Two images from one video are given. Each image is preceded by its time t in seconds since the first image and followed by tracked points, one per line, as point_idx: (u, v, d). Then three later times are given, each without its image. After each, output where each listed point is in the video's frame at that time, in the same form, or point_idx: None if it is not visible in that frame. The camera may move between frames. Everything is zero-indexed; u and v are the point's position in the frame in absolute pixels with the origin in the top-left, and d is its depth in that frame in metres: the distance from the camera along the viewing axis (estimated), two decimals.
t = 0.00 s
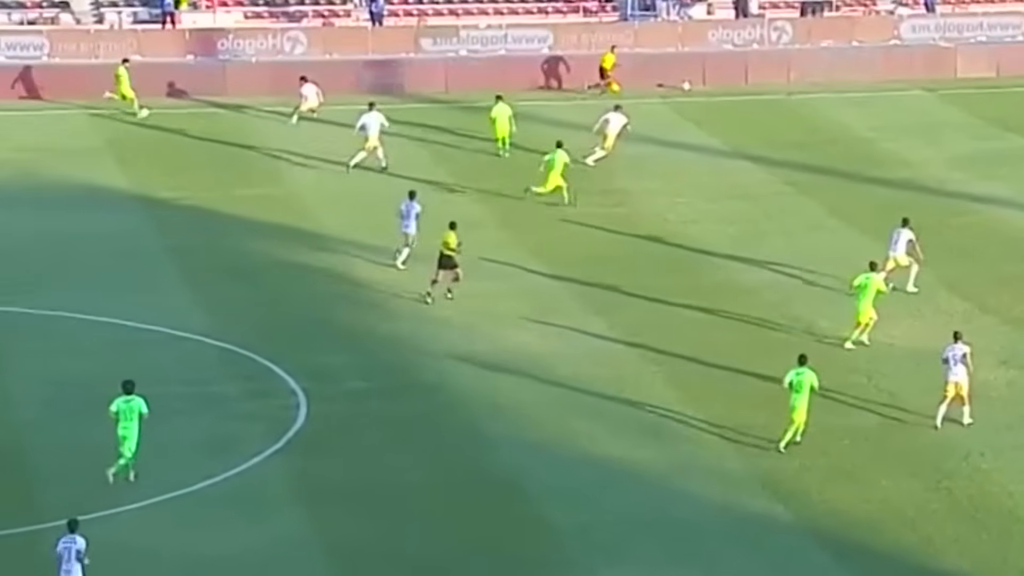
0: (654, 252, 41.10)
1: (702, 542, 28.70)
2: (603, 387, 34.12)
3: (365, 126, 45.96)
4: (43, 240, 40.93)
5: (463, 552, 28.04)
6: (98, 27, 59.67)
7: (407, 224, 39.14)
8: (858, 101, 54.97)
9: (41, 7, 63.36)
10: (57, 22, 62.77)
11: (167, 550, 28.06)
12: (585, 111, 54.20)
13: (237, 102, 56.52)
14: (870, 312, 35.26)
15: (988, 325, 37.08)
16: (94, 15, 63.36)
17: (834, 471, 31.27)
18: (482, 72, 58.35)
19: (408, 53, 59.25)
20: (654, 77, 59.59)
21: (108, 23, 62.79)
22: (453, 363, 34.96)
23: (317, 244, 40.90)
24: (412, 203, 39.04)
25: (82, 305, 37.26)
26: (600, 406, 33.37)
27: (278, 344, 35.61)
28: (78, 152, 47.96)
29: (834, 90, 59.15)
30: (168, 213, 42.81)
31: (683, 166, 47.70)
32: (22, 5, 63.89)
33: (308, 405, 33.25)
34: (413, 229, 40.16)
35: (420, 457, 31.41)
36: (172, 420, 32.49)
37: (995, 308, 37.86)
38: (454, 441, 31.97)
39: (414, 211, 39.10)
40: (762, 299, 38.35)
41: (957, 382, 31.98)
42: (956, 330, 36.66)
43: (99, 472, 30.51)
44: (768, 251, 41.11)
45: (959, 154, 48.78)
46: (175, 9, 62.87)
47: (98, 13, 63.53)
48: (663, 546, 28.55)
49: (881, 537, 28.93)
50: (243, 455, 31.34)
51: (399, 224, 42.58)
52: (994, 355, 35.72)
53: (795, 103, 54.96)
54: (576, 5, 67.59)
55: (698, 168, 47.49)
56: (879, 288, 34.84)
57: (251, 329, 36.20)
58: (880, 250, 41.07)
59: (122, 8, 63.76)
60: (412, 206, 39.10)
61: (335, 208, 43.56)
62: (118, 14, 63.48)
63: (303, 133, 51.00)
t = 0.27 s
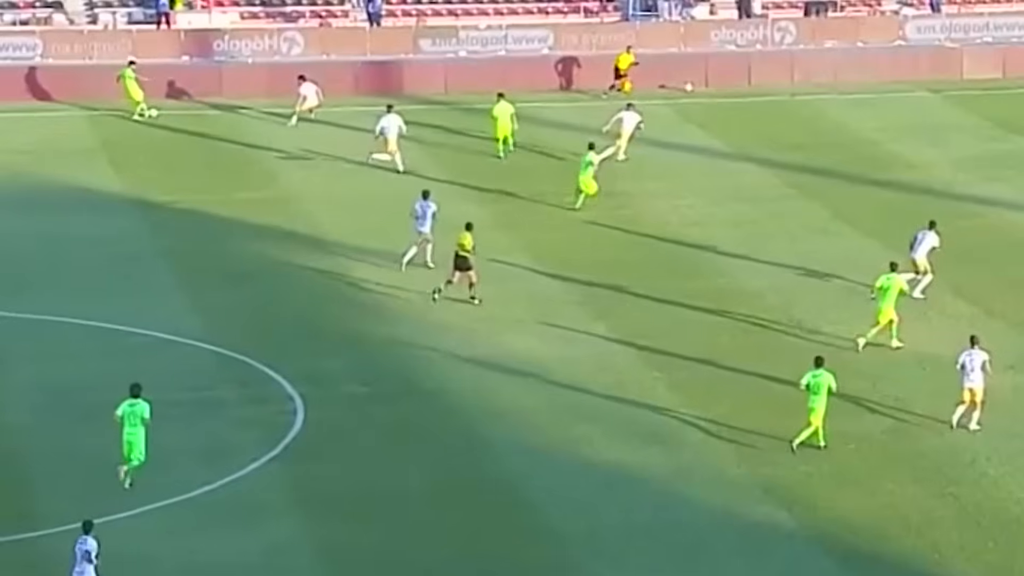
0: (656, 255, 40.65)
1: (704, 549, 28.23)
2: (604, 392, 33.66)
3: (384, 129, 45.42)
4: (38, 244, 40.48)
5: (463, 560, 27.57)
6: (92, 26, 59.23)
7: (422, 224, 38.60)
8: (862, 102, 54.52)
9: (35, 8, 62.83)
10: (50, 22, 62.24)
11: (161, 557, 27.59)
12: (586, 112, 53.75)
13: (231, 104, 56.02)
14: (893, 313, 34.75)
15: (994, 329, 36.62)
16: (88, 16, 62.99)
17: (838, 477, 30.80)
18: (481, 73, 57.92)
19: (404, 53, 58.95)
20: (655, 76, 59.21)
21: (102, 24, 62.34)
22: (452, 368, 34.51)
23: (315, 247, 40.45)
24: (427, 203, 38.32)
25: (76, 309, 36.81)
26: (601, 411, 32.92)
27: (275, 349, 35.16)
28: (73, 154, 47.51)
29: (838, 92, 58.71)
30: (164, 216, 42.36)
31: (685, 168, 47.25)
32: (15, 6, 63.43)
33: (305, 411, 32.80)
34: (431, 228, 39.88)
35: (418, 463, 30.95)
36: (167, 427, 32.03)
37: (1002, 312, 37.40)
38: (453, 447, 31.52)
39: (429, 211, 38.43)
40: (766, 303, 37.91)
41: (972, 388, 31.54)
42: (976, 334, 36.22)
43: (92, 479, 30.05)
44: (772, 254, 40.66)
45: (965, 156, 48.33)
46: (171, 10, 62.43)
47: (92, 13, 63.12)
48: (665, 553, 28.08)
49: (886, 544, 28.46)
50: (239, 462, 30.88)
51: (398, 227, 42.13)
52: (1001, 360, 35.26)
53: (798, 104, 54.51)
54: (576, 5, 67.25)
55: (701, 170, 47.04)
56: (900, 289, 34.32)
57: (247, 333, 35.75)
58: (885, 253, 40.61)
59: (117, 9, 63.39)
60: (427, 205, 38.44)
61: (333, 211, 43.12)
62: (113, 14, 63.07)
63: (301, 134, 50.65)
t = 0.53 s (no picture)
0: (653, 259, 40.30)
1: (703, 556, 27.87)
2: (601, 397, 33.31)
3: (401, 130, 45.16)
4: (29, 247, 40.11)
5: (459, 567, 27.19)
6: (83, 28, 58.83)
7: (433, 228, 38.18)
8: (861, 104, 54.17)
9: (24, 9, 62.33)
10: (40, 24, 61.78)
11: (154, 564, 27.19)
12: (583, 114, 53.40)
13: (223, 105, 55.59)
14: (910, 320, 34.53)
15: (994, 333, 36.27)
16: (78, 17, 62.56)
17: (838, 483, 30.45)
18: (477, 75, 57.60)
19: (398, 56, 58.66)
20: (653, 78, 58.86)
21: (94, 24, 61.97)
22: (448, 373, 34.15)
23: (309, 251, 40.09)
24: (437, 207, 37.91)
25: (67, 314, 36.44)
26: (598, 417, 32.57)
27: (269, 353, 34.80)
28: (65, 157, 47.13)
29: (837, 94, 58.36)
30: (157, 220, 42.00)
31: (683, 171, 46.90)
32: (5, 7, 63.01)
33: (299, 416, 32.43)
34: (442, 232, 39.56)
35: (414, 469, 30.58)
36: (159, 432, 31.67)
37: (1003, 316, 37.06)
38: (449, 453, 31.15)
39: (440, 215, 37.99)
40: (765, 307, 37.55)
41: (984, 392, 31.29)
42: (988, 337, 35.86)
43: (84, 485, 29.66)
44: (771, 258, 40.31)
45: (965, 158, 47.99)
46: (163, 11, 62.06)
47: (82, 15, 62.71)
48: (663, 560, 27.72)
49: (886, 551, 28.11)
50: (232, 467, 30.51)
51: (393, 231, 41.79)
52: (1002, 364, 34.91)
53: (797, 106, 54.17)
54: (574, 6, 66.93)
55: (699, 173, 46.69)
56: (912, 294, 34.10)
57: (241, 338, 35.39)
58: (884, 258, 40.27)
59: (108, 10, 63.00)
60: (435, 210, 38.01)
61: (328, 214, 42.77)
62: (104, 16, 62.67)
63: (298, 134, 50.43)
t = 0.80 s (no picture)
0: (651, 260, 40.04)
1: (700, 559, 27.61)
2: (599, 400, 33.05)
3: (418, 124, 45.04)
4: (22, 249, 39.85)
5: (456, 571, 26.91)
6: (75, 28, 58.51)
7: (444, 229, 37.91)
8: (861, 104, 53.89)
9: (16, 8, 61.94)
10: (32, 23, 61.39)
11: (148, 568, 26.92)
12: (581, 114, 53.11)
13: (218, 105, 55.25)
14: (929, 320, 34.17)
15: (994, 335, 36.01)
16: (70, 16, 62.17)
17: (836, 486, 30.18)
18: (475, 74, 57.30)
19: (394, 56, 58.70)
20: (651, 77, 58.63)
21: (86, 24, 61.62)
22: (444, 375, 33.89)
23: (304, 253, 39.82)
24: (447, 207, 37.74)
25: (60, 316, 36.19)
26: (595, 419, 32.31)
27: (263, 355, 34.55)
28: (59, 158, 46.86)
29: (836, 93, 58.10)
30: (151, 221, 41.73)
31: (681, 171, 46.64)
32: None
33: (294, 419, 32.17)
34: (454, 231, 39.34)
35: (410, 473, 30.31)
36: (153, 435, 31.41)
37: (1003, 317, 36.81)
38: (444, 456, 30.89)
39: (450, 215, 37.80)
40: (763, 308, 37.28)
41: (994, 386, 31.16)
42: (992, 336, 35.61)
43: (78, 488, 29.39)
44: (770, 259, 40.04)
45: (964, 158, 47.73)
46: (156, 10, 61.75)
47: (74, 14, 62.33)
48: (661, 563, 27.45)
49: (886, 554, 27.86)
50: (227, 471, 30.25)
51: (389, 231, 41.52)
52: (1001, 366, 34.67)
53: (795, 106, 53.90)
54: (570, 5, 66.63)
55: (697, 173, 46.42)
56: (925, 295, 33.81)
57: (236, 341, 35.13)
58: (884, 258, 40.00)
59: (100, 9, 62.64)
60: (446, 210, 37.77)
61: (323, 216, 42.51)
62: (96, 15, 62.30)
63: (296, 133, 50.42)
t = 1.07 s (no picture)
0: (648, 261, 39.83)
1: (697, 562, 27.41)
2: (595, 402, 32.86)
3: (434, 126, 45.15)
4: (15, 251, 39.62)
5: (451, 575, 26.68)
6: (67, 28, 58.29)
7: (456, 224, 37.73)
8: (858, 104, 53.69)
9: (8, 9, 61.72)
10: (24, 24, 61.15)
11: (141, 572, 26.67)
12: (576, 115, 52.90)
13: (211, 105, 55.03)
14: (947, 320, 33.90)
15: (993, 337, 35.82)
16: (62, 16, 61.95)
17: (833, 488, 29.98)
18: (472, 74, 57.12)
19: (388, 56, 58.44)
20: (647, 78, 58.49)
21: (78, 24, 61.41)
22: (439, 378, 33.68)
23: (298, 255, 39.61)
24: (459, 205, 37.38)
25: (52, 319, 35.96)
26: (592, 422, 32.10)
27: (257, 358, 34.33)
28: (52, 159, 46.63)
29: (833, 93, 57.90)
30: (143, 223, 41.50)
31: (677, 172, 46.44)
32: None
33: (287, 422, 31.95)
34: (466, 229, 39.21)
35: (405, 477, 30.08)
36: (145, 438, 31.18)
37: (1000, 318, 36.61)
38: (441, 459, 30.66)
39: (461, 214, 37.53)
40: (759, 310, 37.06)
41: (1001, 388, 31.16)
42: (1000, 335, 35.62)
43: (70, 493, 29.15)
44: (766, 260, 39.85)
45: (962, 159, 47.53)
46: (148, 10, 61.54)
47: (66, 14, 62.11)
48: (658, 567, 27.24)
49: (884, 557, 27.65)
50: (220, 474, 30.02)
51: (383, 233, 41.31)
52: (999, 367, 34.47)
53: (792, 106, 53.70)
54: (566, 5, 66.42)
55: (693, 174, 46.23)
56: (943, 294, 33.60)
57: (229, 343, 34.92)
58: (881, 259, 39.80)
59: (93, 9, 62.43)
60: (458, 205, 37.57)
61: (317, 218, 42.30)
62: (88, 15, 62.08)
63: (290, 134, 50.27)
